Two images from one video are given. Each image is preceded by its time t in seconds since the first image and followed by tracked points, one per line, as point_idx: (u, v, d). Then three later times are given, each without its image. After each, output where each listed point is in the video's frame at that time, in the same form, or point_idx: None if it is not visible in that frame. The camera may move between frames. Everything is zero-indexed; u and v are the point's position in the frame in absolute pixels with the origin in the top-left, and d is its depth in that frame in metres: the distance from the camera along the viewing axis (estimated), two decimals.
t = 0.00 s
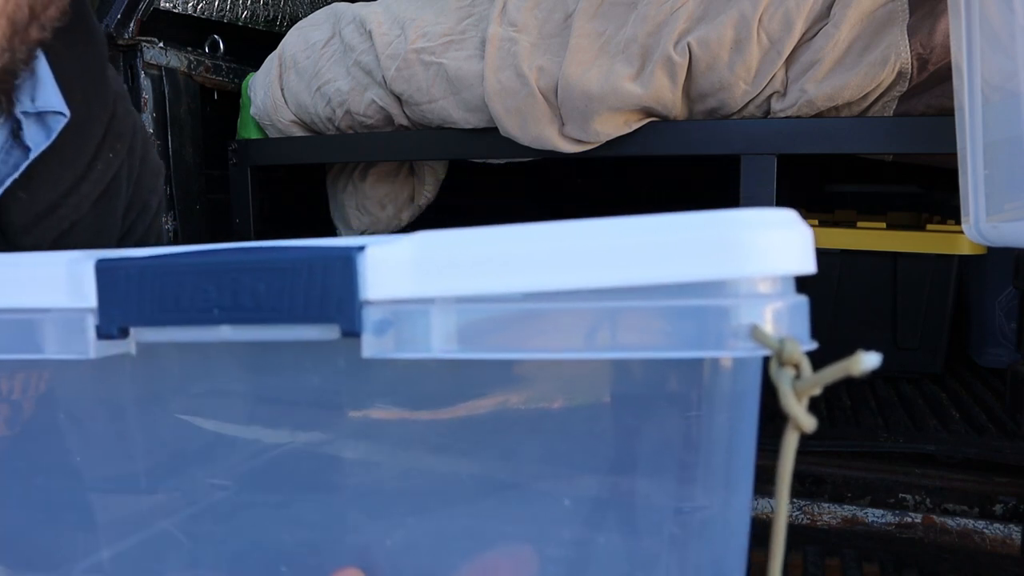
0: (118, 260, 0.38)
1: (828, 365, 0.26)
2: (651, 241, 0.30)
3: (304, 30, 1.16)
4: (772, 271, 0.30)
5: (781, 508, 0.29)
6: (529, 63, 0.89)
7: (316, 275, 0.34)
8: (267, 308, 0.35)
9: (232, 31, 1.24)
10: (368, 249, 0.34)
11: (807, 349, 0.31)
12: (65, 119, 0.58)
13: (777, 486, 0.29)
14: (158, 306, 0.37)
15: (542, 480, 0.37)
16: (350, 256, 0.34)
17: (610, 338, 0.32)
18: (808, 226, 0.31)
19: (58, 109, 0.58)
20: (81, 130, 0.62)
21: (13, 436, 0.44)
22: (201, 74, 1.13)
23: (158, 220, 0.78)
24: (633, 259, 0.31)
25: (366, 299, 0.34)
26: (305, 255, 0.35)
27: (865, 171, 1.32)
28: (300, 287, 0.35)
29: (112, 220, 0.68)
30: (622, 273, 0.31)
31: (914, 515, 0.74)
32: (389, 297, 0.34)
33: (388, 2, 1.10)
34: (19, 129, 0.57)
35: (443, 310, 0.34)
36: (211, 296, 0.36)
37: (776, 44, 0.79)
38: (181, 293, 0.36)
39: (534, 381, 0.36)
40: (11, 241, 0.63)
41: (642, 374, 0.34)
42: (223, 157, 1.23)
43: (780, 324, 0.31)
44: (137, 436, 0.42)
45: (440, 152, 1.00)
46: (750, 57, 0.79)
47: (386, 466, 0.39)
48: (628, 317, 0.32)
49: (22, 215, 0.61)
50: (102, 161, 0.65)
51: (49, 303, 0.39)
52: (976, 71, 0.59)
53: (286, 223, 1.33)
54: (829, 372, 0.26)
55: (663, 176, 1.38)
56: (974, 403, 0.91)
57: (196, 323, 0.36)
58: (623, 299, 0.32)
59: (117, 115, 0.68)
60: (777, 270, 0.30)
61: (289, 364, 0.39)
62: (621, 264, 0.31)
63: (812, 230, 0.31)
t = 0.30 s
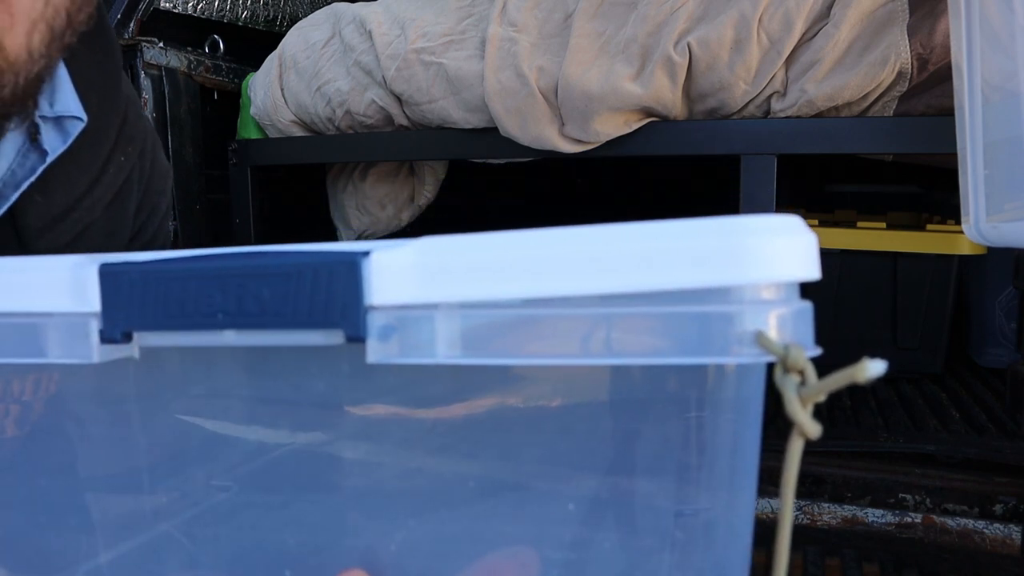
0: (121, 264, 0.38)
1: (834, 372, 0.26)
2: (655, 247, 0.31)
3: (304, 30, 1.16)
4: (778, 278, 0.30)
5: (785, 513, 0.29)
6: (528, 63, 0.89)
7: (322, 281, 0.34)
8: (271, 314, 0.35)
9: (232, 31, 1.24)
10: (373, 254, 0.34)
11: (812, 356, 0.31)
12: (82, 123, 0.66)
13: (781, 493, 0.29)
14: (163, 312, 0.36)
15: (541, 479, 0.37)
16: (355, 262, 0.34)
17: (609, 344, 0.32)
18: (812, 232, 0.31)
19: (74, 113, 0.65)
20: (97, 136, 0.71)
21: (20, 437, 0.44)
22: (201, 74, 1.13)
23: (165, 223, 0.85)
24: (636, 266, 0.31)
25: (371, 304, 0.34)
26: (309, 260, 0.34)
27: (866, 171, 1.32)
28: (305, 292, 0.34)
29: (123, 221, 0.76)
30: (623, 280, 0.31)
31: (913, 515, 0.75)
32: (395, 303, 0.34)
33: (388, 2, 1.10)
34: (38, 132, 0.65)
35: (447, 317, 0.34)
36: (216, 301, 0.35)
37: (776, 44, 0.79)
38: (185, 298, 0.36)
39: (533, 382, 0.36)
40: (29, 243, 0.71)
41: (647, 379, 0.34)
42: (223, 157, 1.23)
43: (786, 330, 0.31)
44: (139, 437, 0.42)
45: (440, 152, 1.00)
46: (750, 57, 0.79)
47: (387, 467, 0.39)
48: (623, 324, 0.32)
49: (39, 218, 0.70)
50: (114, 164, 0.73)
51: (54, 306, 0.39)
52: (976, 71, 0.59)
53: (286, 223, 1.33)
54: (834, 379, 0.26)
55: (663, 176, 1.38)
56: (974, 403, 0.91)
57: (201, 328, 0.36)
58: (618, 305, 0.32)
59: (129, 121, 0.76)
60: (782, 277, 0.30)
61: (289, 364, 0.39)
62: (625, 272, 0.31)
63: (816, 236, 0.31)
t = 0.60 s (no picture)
0: (122, 266, 0.38)
1: (834, 375, 0.26)
2: (656, 250, 0.30)
3: (304, 30, 1.16)
4: (779, 280, 0.30)
5: (788, 517, 0.29)
6: (528, 63, 0.89)
7: (322, 283, 0.34)
8: (272, 316, 0.35)
9: (232, 31, 1.24)
10: (374, 257, 0.34)
11: (814, 358, 0.31)
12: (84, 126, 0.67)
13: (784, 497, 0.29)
14: (164, 314, 0.37)
15: (540, 479, 0.37)
16: (356, 264, 0.34)
17: (609, 347, 0.32)
18: (813, 233, 0.31)
19: (76, 117, 0.67)
20: (99, 138, 0.72)
21: (22, 438, 0.44)
22: (201, 74, 1.13)
23: (167, 224, 0.86)
24: (637, 269, 0.31)
25: (372, 307, 0.34)
26: (310, 263, 0.34)
27: (866, 171, 1.32)
28: (305, 294, 0.34)
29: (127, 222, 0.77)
30: (624, 282, 0.31)
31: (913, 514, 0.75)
32: (395, 306, 0.34)
33: (388, 2, 1.10)
34: (39, 135, 0.67)
35: (448, 320, 0.34)
36: (216, 303, 0.36)
37: (776, 44, 0.79)
38: (185, 300, 0.36)
39: (534, 382, 0.36)
40: (29, 247, 0.71)
41: (648, 381, 0.34)
42: (223, 157, 1.23)
43: (789, 332, 0.30)
44: (140, 439, 0.42)
45: (440, 152, 1.00)
46: (750, 57, 0.79)
47: (388, 468, 0.39)
48: (626, 324, 0.32)
49: (41, 220, 0.71)
50: (117, 165, 0.75)
51: (53, 309, 0.39)
52: (976, 71, 0.59)
53: (286, 223, 1.33)
54: (835, 383, 0.26)
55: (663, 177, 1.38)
56: (974, 403, 0.91)
57: (201, 330, 0.36)
58: (619, 308, 0.32)
59: (133, 122, 0.78)
60: (783, 279, 0.30)
61: (289, 364, 0.39)
62: (629, 273, 0.31)
63: (819, 238, 0.31)
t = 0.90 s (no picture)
0: (143, 288, 0.37)
1: (862, 420, 0.27)
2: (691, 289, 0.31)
3: (304, 30, 1.16)
4: (803, 323, 0.31)
5: (812, 544, 0.30)
6: (528, 63, 0.89)
7: (351, 315, 0.33)
8: (298, 345, 0.34)
9: (232, 31, 1.24)
10: (403, 287, 0.33)
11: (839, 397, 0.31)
12: (79, 105, 0.66)
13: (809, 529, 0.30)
14: (185, 338, 0.35)
15: (538, 476, 0.37)
16: (384, 296, 0.33)
17: (625, 381, 0.33)
18: (841, 277, 0.33)
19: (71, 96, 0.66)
20: (104, 132, 0.73)
21: (14, 441, 0.43)
22: (201, 74, 1.13)
23: (174, 229, 0.85)
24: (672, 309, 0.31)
25: (400, 337, 0.33)
26: (337, 293, 0.34)
27: (866, 171, 1.32)
28: (333, 322, 0.34)
29: (133, 220, 0.76)
30: (656, 321, 0.31)
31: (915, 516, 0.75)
32: (421, 338, 0.33)
33: (388, 2, 1.10)
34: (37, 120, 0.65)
35: (475, 354, 0.33)
36: (239, 330, 0.35)
37: (776, 44, 0.79)
38: (208, 325, 0.35)
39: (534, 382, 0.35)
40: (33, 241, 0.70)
41: (680, 413, 0.35)
42: (223, 157, 1.22)
43: (815, 373, 0.31)
44: (138, 439, 0.42)
45: (440, 152, 1.00)
46: (750, 57, 0.79)
47: (389, 467, 0.39)
48: (602, 360, 0.32)
49: (45, 213, 0.70)
50: (124, 161, 0.74)
51: (70, 328, 0.38)
52: (976, 71, 0.59)
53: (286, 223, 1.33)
54: (861, 428, 0.27)
55: (663, 177, 1.38)
56: (974, 403, 0.91)
57: (223, 357, 0.35)
58: (596, 346, 0.32)
59: (140, 122, 0.78)
60: (809, 322, 0.31)
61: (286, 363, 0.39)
62: (627, 303, 0.31)
63: (843, 279, 0.33)
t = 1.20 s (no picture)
0: (146, 288, 0.37)
1: (867, 421, 0.27)
2: (694, 289, 0.31)
3: (304, 30, 1.16)
4: (807, 324, 0.31)
5: (816, 547, 0.30)
6: (529, 63, 0.89)
7: (354, 314, 0.33)
8: (301, 344, 0.34)
9: (232, 31, 1.24)
10: (405, 288, 0.33)
11: (842, 399, 0.31)
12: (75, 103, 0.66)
13: (813, 530, 0.30)
14: (187, 337, 0.35)
15: (537, 475, 0.37)
16: (387, 296, 0.33)
17: (633, 383, 0.33)
18: (843, 278, 0.33)
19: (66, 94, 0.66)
20: (98, 128, 0.73)
21: (17, 442, 0.43)
22: (201, 74, 1.13)
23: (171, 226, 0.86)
24: (675, 310, 0.31)
25: (403, 337, 0.33)
26: (340, 293, 0.34)
27: (866, 170, 1.32)
28: (336, 322, 0.34)
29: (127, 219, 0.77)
30: (660, 321, 0.31)
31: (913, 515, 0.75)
32: (424, 338, 0.33)
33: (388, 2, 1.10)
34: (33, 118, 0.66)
35: (478, 354, 0.33)
36: (243, 329, 0.35)
37: (776, 44, 0.79)
38: (212, 325, 0.35)
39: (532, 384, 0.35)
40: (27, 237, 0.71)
41: (683, 413, 0.34)
42: (223, 157, 1.23)
43: (818, 375, 0.31)
44: (138, 439, 0.42)
45: (440, 152, 1.00)
46: (750, 57, 0.79)
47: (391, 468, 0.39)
48: (602, 361, 0.32)
49: (40, 210, 0.71)
50: (118, 158, 0.75)
51: (72, 328, 0.38)
52: (976, 71, 0.59)
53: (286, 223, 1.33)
54: (866, 429, 0.27)
55: (663, 177, 1.38)
56: (974, 403, 0.91)
57: (226, 356, 0.35)
58: (596, 347, 0.32)
59: (133, 118, 0.78)
60: (814, 323, 0.31)
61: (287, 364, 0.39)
62: (626, 304, 0.31)
63: (848, 282, 0.33)
